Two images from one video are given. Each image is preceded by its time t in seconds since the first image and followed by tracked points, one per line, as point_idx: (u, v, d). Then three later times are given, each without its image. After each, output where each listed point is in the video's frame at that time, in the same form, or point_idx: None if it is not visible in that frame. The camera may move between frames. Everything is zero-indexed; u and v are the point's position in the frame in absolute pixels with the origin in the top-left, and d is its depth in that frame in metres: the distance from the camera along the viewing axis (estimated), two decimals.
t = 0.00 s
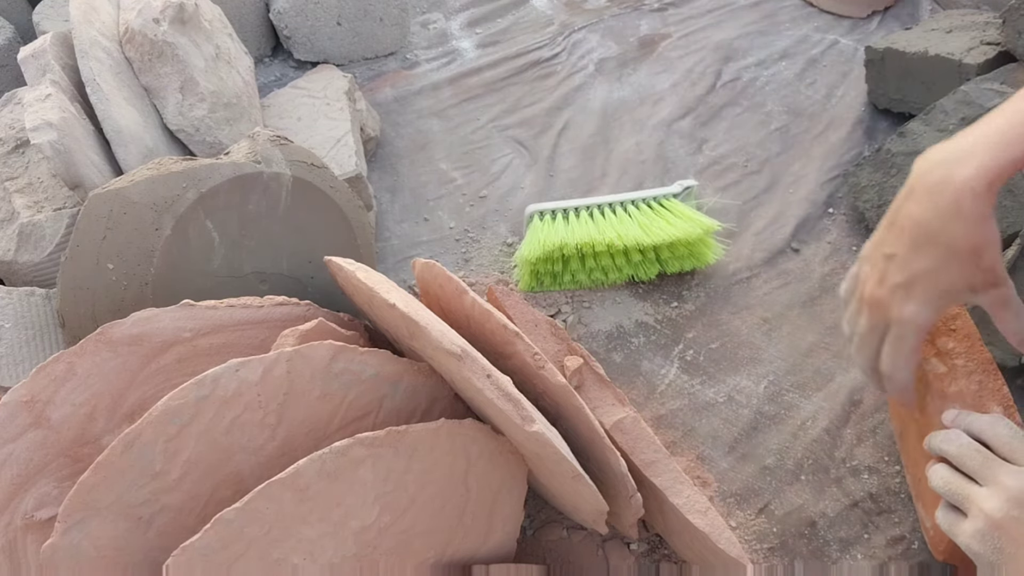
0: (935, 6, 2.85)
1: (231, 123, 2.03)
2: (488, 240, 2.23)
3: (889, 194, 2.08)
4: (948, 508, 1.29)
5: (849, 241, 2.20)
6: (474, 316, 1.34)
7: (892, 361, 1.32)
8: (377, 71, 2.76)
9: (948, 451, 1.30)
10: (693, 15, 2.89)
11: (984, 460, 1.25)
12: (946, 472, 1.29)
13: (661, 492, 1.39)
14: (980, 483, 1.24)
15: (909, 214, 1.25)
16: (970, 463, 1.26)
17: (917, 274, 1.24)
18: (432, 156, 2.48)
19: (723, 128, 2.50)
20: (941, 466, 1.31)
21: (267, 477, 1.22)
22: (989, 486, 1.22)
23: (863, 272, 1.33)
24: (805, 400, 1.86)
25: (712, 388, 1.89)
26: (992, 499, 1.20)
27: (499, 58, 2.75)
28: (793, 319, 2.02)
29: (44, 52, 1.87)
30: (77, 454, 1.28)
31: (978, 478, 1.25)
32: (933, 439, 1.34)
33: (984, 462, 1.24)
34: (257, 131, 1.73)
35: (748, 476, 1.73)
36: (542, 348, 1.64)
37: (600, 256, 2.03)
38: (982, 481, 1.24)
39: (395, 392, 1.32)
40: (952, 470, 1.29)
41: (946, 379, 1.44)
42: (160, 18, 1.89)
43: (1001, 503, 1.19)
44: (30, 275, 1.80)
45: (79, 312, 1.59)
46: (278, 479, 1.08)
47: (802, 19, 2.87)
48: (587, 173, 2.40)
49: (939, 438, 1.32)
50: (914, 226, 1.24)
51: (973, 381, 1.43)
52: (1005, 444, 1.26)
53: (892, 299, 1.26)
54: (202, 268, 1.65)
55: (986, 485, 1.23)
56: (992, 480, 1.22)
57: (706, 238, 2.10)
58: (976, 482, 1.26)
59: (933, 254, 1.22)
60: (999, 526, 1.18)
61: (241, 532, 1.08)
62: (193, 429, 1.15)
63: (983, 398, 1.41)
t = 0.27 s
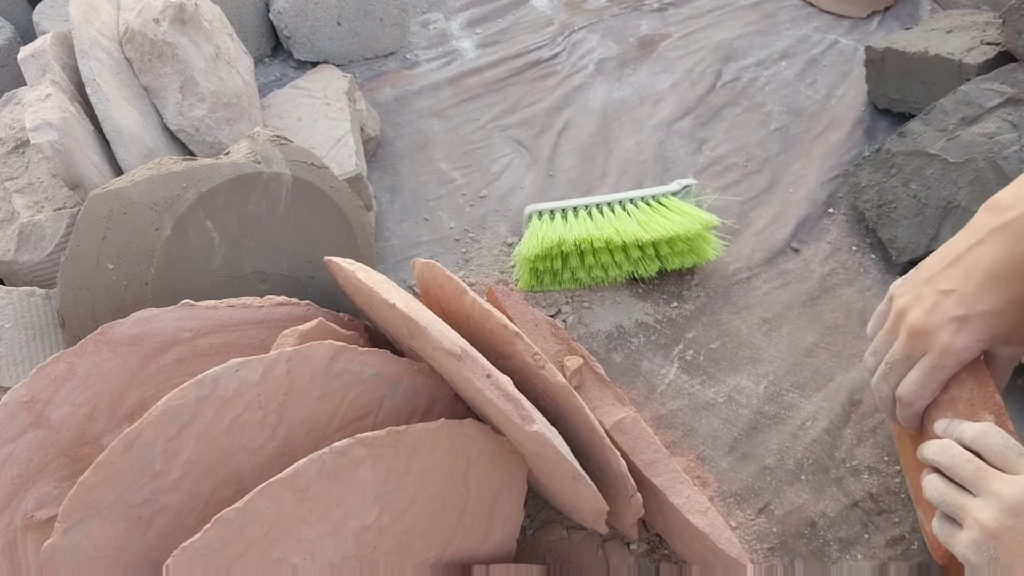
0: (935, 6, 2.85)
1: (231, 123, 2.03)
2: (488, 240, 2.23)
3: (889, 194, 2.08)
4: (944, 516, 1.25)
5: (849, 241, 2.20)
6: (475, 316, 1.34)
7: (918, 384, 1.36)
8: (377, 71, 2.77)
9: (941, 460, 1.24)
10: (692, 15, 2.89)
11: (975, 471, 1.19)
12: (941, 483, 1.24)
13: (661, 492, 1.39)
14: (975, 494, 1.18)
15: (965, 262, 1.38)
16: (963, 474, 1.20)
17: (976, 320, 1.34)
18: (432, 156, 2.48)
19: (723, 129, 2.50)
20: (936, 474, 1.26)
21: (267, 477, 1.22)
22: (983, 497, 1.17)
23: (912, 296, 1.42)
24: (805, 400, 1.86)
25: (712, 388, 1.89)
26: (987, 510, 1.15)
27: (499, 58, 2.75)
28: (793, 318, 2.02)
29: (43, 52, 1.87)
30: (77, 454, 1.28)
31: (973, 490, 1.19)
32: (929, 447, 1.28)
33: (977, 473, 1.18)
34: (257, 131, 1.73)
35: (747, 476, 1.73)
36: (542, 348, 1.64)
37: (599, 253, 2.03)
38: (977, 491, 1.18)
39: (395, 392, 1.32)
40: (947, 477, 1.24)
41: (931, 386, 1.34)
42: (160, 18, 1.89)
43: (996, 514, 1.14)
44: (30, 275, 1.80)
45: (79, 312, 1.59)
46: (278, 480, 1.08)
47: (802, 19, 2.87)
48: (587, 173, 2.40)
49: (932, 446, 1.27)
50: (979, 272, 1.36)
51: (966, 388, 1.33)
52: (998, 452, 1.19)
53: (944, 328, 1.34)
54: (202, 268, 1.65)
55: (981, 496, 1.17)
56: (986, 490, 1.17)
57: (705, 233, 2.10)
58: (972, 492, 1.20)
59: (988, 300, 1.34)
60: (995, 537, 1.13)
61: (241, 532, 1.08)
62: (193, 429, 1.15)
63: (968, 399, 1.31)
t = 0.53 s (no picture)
0: (935, 6, 2.85)
1: (231, 123, 2.03)
2: (488, 240, 2.23)
3: (889, 194, 2.07)
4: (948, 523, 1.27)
5: (849, 241, 2.20)
6: (474, 316, 1.34)
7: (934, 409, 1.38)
8: (376, 71, 2.77)
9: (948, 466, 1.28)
10: (693, 15, 2.89)
11: (981, 476, 1.21)
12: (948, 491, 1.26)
13: (661, 492, 1.39)
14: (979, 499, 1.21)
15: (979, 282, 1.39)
16: (968, 480, 1.23)
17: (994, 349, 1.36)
18: (432, 156, 2.48)
19: (723, 129, 2.49)
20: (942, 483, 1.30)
21: (267, 476, 1.22)
22: (989, 504, 1.18)
23: (927, 318, 1.41)
24: (805, 400, 1.85)
25: (712, 388, 1.89)
26: (993, 516, 1.16)
27: (499, 58, 2.75)
28: (793, 318, 2.03)
29: (43, 52, 1.87)
30: (77, 454, 1.28)
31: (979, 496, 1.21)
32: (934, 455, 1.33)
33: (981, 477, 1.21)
34: (257, 131, 1.73)
35: (747, 476, 1.73)
36: (542, 348, 1.64)
37: (599, 253, 2.03)
38: (983, 498, 1.20)
39: (395, 392, 1.32)
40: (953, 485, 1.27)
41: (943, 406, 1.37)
42: (160, 18, 1.89)
43: (1002, 520, 1.15)
44: (30, 275, 1.80)
45: (79, 312, 1.59)
46: (278, 479, 1.08)
47: (802, 19, 2.87)
48: (587, 172, 2.40)
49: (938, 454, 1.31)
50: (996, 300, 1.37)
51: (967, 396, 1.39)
52: (1002, 458, 1.22)
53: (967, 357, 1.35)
54: (202, 268, 1.65)
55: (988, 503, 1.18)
56: (992, 496, 1.18)
57: (705, 232, 2.10)
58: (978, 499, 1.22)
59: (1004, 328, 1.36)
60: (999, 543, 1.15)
61: (241, 532, 1.08)
62: (193, 429, 1.15)
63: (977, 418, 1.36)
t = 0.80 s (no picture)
0: (935, 6, 2.85)
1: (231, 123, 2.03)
2: (488, 240, 2.23)
3: (889, 194, 2.08)
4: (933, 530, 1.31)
5: (849, 241, 2.20)
6: (474, 316, 1.34)
7: (880, 323, 1.16)
8: (377, 71, 2.77)
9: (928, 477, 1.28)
10: (693, 15, 2.89)
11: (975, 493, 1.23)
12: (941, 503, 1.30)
13: (661, 492, 1.39)
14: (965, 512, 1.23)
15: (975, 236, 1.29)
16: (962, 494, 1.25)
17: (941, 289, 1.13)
18: (432, 156, 2.48)
19: (723, 129, 2.49)
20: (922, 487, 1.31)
21: (267, 476, 1.22)
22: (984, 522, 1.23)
23: (886, 233, 1.20)
24: (805, 400, 1.85)
25: (712, 388, 1.90)
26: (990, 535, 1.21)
27: (499, 58, 2.75)
28: (793, 318, 2.03)
29: (43, 52, 1.87)
30: (77, 454, 1.28)
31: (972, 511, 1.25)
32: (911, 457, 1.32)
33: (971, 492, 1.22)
34: (257, 131, 1.73)
35: (747, 476, 1.73)
36: (542, 348, 1.65)
37: (599, 253, 2.03)
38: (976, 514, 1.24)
39: (394, 392, 1.32)
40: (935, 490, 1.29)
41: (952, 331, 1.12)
42: (160, 18, 1.89)
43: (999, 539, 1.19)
44: (30, 275, 1.80)
45: (79, 312, 1.59)
46: (278, 479, 1.08)
47: (802, 19, 2.87)
48: (588, 172, 2.40)
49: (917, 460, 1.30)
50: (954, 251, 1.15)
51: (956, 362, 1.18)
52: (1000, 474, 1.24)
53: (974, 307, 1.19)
54: (202, 269, 1.65)
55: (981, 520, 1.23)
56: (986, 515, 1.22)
57: (705, 232, 2.10)
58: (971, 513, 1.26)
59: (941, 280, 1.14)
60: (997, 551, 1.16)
61: (241, 532, 1.08)
62: (193, 429, 1.15)
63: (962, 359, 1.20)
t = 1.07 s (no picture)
0: (935, 6, 2.85)
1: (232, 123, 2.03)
2: (488, 240, 2.23)
3: (890, 194, 2.09)
4: (939, 522, 1.20)
5: (849, 241, 2.20)
6: (475, 316, 1.34)
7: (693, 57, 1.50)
8: (377, 71, 2.77)
9: (938, 469, 1.16)
10: (693, 15, 2.89)
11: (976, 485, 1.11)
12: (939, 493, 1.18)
13: (661, 492, 1.39)
14: (972, 505, 1.14)
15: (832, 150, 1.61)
16: (962, 485, 1.13)
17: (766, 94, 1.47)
18: (432, 156, 2.48)
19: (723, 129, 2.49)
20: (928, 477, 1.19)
21: (267, 476, 1.22)
22: (983, 513, 1.12)
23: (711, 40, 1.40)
24: (805, 400, 1.85)
25: (712, 388, 1.89)
26: (992, 529, 1.10)
27: (499, 58, 2.75)
28: (793, 318, 2.03)
29: (44, 52, 1.87)
30: (77, 454, 1.28)
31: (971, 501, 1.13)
32: (916, 444, 1.20)
33: (978, 487, 1.11)
34: (257, 131, 1.73)
35: (747, 476, 1.73)
36: (542, 348, 1.65)
37: (599, 252, 2.03)
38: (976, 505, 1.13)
39: (394, 392, 1.32)
40: (943, 482, 1.18)
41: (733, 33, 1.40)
42: (160, 18, 1.89)
43: (999, 534, 1.09)
44: (31, 275, 1.80)
45: (79, 312, 1.59)
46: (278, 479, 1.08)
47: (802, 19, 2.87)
48: (588, 172, 2.40)
49: (927, 452, 1.17)
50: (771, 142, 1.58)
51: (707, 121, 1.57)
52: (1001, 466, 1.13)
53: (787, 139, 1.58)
54: (202, 269, 1.65)
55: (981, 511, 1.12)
56: (986, 508, 1.11)
57: (705, 232, 2.10)
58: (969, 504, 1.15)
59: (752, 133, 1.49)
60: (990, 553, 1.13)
61: (241, 532, 1.08)
62: (193, 429, 1.15)
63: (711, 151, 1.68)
